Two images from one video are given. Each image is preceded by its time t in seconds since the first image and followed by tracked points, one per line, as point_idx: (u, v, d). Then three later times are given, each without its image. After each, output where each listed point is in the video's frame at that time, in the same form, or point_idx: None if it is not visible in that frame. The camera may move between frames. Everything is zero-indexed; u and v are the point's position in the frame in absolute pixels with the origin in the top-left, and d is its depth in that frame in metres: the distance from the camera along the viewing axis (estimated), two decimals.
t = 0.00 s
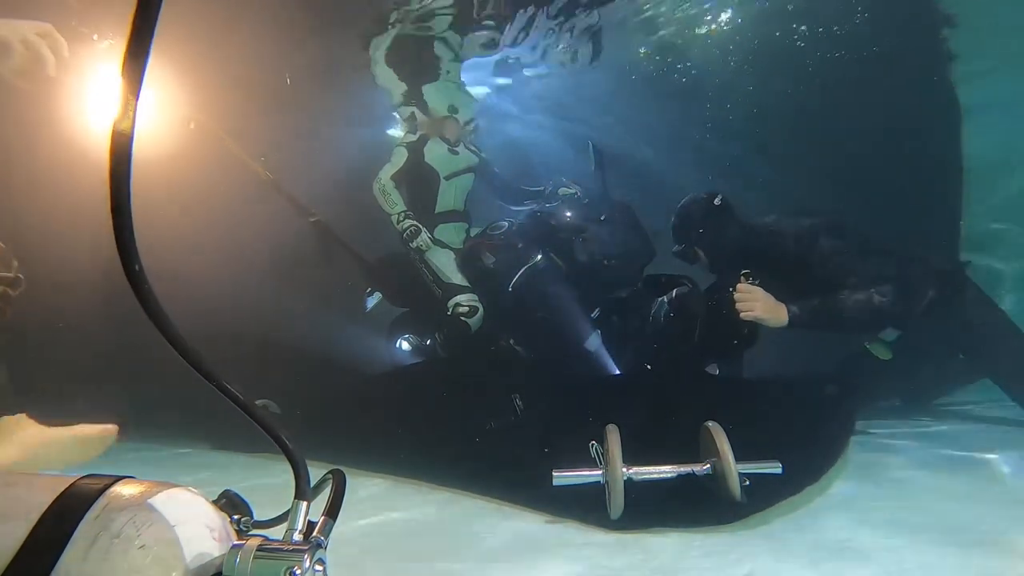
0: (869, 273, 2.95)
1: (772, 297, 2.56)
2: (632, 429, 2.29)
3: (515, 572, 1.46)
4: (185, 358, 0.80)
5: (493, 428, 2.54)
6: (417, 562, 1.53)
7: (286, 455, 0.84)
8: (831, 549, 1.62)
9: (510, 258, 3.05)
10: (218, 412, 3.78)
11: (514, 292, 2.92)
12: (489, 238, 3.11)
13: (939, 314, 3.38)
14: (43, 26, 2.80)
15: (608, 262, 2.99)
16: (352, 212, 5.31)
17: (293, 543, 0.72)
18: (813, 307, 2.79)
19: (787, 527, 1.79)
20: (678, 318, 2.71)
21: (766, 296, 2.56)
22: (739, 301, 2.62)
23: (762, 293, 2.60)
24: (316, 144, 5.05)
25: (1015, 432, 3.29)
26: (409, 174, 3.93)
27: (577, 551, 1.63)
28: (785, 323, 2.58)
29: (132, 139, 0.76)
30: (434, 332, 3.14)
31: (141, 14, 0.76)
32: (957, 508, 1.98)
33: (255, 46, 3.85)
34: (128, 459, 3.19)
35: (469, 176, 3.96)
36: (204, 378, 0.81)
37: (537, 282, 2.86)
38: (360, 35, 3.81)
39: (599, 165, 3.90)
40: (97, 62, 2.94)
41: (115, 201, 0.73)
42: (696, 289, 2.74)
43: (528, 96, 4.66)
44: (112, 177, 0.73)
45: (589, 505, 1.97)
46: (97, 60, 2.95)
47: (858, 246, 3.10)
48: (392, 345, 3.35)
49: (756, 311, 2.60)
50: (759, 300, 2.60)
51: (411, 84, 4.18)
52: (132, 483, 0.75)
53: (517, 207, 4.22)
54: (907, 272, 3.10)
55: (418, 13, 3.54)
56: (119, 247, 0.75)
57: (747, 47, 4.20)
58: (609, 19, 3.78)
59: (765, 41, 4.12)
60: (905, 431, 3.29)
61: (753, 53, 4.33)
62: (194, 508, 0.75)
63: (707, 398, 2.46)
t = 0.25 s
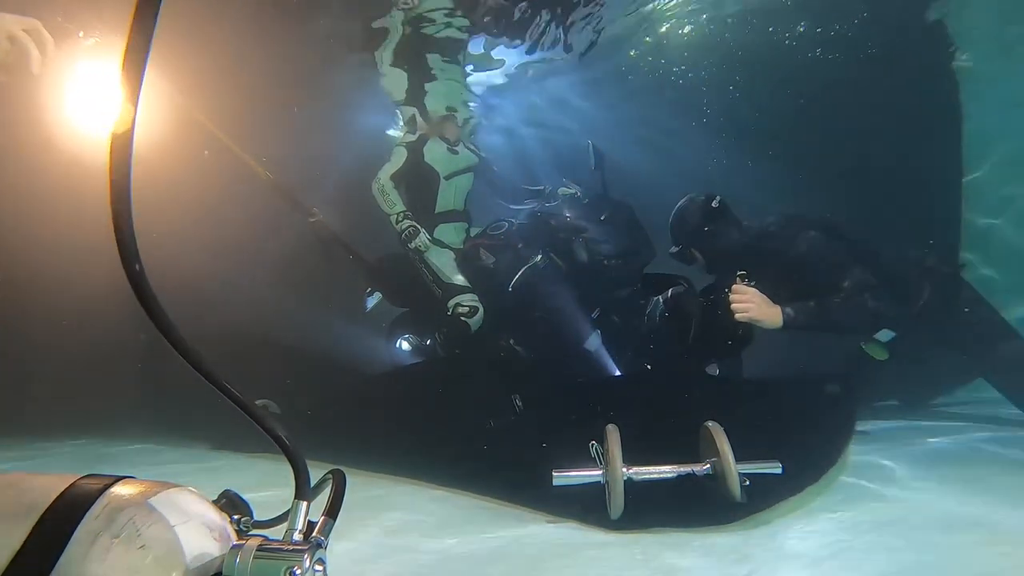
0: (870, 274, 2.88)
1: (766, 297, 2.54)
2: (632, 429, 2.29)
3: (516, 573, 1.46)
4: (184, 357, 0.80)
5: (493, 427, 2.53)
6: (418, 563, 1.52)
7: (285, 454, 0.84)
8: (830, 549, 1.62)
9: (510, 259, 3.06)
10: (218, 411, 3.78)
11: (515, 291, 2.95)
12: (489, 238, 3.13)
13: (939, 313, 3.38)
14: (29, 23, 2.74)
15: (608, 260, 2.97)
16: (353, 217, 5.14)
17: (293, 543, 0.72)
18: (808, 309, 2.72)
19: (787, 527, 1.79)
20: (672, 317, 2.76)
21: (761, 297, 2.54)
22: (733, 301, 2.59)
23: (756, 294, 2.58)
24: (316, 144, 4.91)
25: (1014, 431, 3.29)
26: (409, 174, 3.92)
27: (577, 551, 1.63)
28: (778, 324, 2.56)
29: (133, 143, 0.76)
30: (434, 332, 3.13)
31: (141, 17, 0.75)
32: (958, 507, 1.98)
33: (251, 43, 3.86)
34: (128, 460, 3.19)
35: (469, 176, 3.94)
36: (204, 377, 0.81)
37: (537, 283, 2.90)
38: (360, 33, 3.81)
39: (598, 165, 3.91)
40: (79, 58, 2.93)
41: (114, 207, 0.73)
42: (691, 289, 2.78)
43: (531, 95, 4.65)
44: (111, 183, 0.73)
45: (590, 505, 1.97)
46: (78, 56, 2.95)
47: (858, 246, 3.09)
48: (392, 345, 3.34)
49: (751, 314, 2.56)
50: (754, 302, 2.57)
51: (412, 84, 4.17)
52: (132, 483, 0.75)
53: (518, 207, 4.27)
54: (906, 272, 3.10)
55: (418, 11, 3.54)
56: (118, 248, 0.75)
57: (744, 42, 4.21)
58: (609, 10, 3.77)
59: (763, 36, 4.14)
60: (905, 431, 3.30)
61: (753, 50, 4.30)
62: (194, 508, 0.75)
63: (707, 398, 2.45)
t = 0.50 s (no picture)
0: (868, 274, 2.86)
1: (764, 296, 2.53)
2: (632, 428, 2.29)
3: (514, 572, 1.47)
4: (185, 358, 0.80)
5: (492, 425, 2.56)
6: (418, 563, 1.53)
7: (286, 455, 0.84)
8: (830, 549, 1.62)
9: (510, 259, 3.06)
10: (218, 410, 3.79)
11: (515, 291, 2.95)
12: (489, 238, 3.12)
13: (939, 312, 3.38)
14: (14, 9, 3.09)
15: (608, 261, 2.98)
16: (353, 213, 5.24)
17: (293, 544, 0.72)
18: (806, 308, 2.70)
19: (788, 527, 1.79)
20: (671, 318, 2.70)
21: (758, 297, 2.52)
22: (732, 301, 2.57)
23: (754, 293, 2.55)
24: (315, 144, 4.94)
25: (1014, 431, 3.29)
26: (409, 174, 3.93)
27: (576, 551, 1.63)
28: (775, 324, 2.55)
29: (133, 139, 0.73)
30: (434, 332, 3.14)
31: (145, 13, 0.72)
32: (959, 508, 1.98)
33: (251, 44, 3.88)
34: (129, 459, 3.21)
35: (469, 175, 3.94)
36: (204, 378, 0.81)
37: (536, 282, 2.90)
38: (359, 33, 3.81)
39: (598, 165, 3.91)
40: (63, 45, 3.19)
41: (113, 203, 0.72)
42: (689, 289, 2.72)
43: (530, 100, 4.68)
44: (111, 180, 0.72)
45: (589, 504, 1.97)
46: (62, 44, 3.20)
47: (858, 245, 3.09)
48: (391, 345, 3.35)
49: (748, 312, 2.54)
50: (752, 301, 2.54)
51: (411, 84, 4.18)
52: (131, 483, 0.75)
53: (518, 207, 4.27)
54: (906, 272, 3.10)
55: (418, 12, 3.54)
56: (119, 249, 0.74)
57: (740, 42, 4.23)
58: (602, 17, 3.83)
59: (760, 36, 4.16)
60: (904, 430, 3.30)
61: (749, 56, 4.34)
62: (193, 508, 0.75)
63: (707, 398, 2.44)
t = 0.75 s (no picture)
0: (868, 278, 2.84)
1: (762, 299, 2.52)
2: (632, 428, 2.29)
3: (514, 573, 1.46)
4: (185, 357, 0.80)
5: (491, 425, 2.56)
6: (417, 563, 1.53)
7: (286, 454, 0.84)
8: (831, 549, 1.62)
9: (510, 259, 3.06)
10: (217, 410, 3.78)
11: (515, 291, 2.94)
12: (489, 237, 3.13)
13: (939, 312, 3.38)
14: None
15: (607, 261, 2.97)
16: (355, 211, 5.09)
17: (293, 544, 0.72)
18: (804, 310, 2.68)
19: (788, 527, 1.79)
20: (670, 317, 2.68)
21: (756, 299, 2.52)
22: (728, 301, 2.58)
23: (752, 295, 2.55)
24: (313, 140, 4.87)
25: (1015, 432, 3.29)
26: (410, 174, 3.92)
27: (576, 551, 1.63)
28: (773, 326, 2.56)
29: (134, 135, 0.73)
30: (434, 332, 3.15)
31: (145, 11, 0.72)
32: (959, 508, 1.98)
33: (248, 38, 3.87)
34: (129, 459, 3.21)
35: (469, 176, 3.96)
36: (204, 378, 0.81)
37: (536, 282, 2.91)
38: (359, 32, 3.81)
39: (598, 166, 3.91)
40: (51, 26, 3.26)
41: (113, 201, 0.72)
42: (688, 289, 2.70)
43: (528, 99, 4.72)
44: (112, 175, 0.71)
45: (589, 505, 1.97)
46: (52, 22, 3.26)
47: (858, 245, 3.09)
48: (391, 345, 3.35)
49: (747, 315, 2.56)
50: (749, 303, 2.55)
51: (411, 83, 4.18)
52: (131, 483, 0.75)
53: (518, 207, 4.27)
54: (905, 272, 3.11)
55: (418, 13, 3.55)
56: (119, 248, 0.74)
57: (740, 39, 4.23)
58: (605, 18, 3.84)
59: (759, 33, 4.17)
60: (905, 430, 3.30)
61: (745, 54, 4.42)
62: (193, 507, 0.75)
63: (706, 398, 2.44)
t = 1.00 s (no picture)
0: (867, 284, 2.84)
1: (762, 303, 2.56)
2: (632, 428, 2.29)
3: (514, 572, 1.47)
4: (183, 357, 0.80)
5: (491, 425, 2.55)
6: (417, 563, 1.52)
7: (285, 455, 0.84)
8: (831, 549, 1.62)
9: (510, 259, 3.04)
10: (218, 411, 3.78)
11: (514, 293, 2.90)
12: (489, 238, 3.11)
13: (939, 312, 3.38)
14: None
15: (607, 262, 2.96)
16: (355, 210, 5.16)
17: (293, 544, 0.72)
18: (802, 314, 2.67)
19: (788, 527, 1.79)
20: (669, 318, 2.66)
21: (754, 301, 2.56)
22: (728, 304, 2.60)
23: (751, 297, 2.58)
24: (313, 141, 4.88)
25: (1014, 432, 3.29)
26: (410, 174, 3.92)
27: (577, 551, 1.63)
28: (772, 330, 2.59)
29: (133, 133, 0.73)
30: (434, 332, 3.16)
31: (146, 9, 0.72)
32: (959, 509, 1.98)
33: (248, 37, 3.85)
34: (129, 459, 3.20)
35: (469, 176, 3.97)
36: (203, 378, 0.81)
37: (535, 283, 2.86)
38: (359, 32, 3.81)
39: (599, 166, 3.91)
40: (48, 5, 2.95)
41: (113, 199, 0.71)
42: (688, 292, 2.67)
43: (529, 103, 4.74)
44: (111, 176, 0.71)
45: (589, 505, 1.97)
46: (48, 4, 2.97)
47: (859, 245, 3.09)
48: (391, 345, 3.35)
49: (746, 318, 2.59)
50: (747, 305, 2.58)
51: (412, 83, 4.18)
52: (130, 483, 0.75)
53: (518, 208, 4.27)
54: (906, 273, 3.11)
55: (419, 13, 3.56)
56: (118, 247, 0.74)
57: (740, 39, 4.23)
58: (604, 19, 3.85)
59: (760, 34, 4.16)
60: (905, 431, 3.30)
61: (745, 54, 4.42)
62: (194, 508, 0.75)
63: (705, 399, 2.45)
